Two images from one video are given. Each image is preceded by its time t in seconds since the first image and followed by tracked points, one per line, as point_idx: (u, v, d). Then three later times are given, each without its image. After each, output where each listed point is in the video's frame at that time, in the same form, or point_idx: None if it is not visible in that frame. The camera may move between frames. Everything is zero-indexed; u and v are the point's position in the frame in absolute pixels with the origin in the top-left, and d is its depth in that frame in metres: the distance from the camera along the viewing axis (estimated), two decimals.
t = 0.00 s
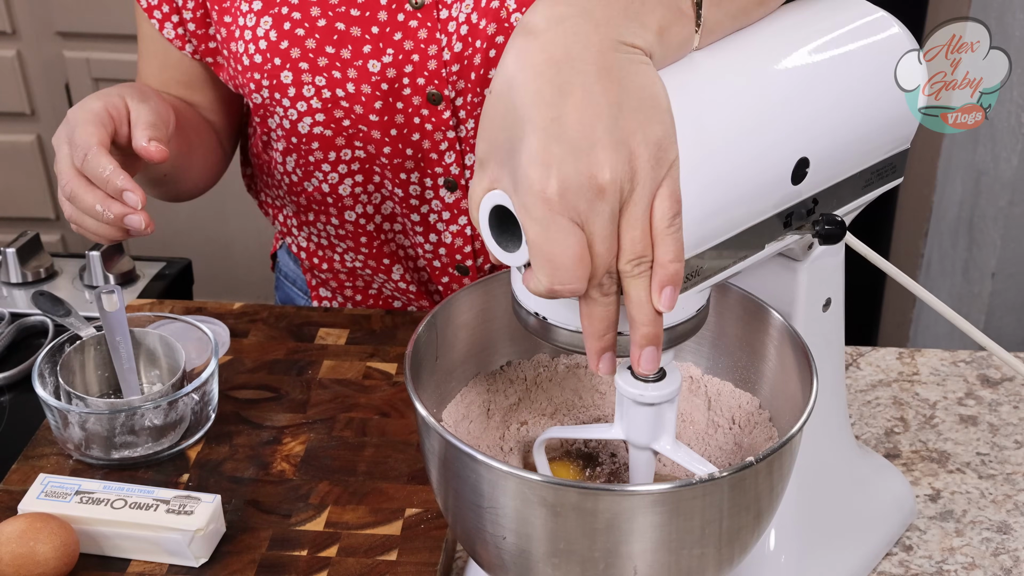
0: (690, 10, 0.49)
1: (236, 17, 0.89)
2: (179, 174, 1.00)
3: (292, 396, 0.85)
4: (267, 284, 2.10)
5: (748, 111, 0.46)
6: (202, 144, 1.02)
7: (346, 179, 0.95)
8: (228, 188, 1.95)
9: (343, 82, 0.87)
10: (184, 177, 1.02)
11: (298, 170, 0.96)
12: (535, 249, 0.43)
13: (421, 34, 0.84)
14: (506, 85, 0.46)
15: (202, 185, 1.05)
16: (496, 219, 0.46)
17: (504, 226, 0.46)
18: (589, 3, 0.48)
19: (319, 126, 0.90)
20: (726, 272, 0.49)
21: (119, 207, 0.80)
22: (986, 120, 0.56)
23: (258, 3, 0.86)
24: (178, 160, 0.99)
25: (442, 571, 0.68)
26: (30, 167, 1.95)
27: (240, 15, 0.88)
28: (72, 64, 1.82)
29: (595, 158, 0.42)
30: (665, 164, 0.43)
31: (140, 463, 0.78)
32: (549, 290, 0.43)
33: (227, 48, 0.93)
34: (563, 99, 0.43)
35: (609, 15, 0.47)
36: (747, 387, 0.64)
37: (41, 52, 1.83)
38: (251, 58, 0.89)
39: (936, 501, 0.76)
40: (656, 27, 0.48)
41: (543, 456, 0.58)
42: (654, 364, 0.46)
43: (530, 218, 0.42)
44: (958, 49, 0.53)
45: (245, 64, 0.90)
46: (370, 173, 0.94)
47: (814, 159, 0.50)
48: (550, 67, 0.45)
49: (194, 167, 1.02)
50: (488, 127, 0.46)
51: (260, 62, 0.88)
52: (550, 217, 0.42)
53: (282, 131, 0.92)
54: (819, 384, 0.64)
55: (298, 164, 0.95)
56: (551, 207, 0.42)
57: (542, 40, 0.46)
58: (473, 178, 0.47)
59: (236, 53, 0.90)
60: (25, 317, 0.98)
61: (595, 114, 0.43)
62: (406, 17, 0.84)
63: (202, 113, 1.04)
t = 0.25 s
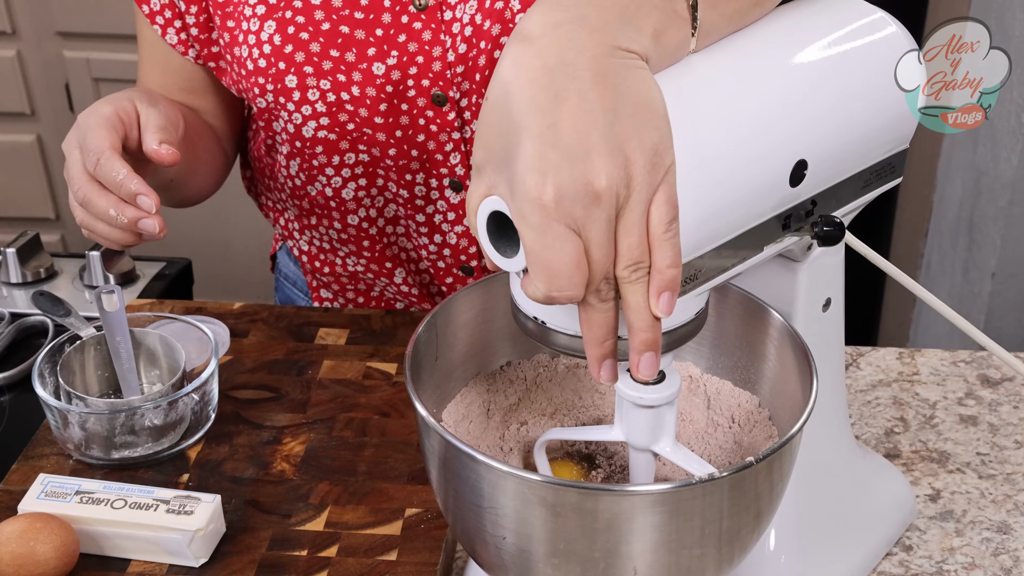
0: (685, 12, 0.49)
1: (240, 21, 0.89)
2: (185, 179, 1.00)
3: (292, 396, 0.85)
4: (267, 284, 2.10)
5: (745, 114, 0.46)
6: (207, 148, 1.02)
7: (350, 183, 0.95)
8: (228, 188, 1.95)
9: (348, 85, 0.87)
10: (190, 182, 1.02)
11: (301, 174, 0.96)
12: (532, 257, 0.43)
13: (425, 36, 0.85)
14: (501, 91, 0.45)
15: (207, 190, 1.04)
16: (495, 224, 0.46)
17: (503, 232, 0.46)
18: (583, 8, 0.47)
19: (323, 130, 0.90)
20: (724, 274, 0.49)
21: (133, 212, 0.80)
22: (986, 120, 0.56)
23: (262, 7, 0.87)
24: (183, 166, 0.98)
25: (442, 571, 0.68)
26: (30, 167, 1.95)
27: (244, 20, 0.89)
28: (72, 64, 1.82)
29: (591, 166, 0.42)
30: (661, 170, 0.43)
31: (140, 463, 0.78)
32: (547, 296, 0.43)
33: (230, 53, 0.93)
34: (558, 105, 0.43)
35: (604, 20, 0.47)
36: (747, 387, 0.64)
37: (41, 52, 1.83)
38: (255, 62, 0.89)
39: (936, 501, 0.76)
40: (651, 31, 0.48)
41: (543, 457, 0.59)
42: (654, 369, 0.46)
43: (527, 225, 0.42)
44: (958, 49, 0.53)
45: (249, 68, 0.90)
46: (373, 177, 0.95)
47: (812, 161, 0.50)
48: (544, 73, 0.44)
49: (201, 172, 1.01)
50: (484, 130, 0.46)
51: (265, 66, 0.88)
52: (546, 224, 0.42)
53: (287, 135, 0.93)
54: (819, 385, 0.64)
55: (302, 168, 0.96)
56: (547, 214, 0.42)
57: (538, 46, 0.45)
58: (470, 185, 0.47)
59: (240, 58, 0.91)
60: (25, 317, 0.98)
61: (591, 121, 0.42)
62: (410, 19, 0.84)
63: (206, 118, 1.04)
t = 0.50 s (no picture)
0: (683, 12, 0.49)
1: (243, 24, 0.89)
2: (190, 182, 0.99)
3: (292, 396, 0.85)
4: (267, 284, 2.10)
5: (743, 113, 0.45)
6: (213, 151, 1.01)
7: (351, 185, 0.95)
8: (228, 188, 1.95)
9: (350, 87, 0.87)
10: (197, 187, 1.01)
11: (303, 176, 0.96)
12: (531, 262, 0.43)
13: (426, 36, 0.85)
14: (498, 94, 0.45)
15: (212, 194, 1.04)
16: (494, 226, 0.46)
17: (502, 233, 0.46)
18: (580, 11, 0.47)
19: (325, 132, 0.90)
20: (723, 275, 0.49)
21: (137, 219, 0.80)
22: (986, 120, 0.55)
23: (264, 10, 0.87)
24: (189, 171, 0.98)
25: (442, 571, 0.68)
26: (30, 167, 1.95)
27: (246, 23, 0.89)
28: (72, 64, 1.82)
29: (587, 169, 0.42)
30: (658, 173, 0.43)
31: (140, 463, 0.78)
32: (548, 299, 0.43)
33: (233, 55, 0.93)
34: (554, 110, 0.43)
35: (600, 23, 0.47)
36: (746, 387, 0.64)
37: (41, 53, 1.83)
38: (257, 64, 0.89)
39: (936, 501, 0.76)
40: (648, 32, 0.48)
41: (544, 457, 0.59)
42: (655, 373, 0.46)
43: (524, 231, 0.42)
44: (958, 49, 0.53)
45: (252, 71, 0.90)
46: (375, 179, 0.94)
47: (811, 161, 0.50)
48: (540, 77, 0.44)
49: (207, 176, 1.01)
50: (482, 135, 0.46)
51: (267, 69, 0.88)
52: (544, 227, 0.42)
53: (289, 137, 0.93)
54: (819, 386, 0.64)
55: (303, 170, 0.95)
56: (545, 217, 0.42)
57: (534, 51, 0.45)
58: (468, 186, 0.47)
59: (242, 61, 0.91)
60: (25, 317, 0.98)
61: (586, 126, 0.42)
62: (411, 20, 0.85)
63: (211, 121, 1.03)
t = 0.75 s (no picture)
0: (680, 9, 0.50)
1: (250, 21, 0.90)
2: (203, 178, 0.99)
3: (292, 396, 0.85)
4: (267, 284, 2.10)
5: (740, 115, 0.45)
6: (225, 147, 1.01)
7: (355, 183, 0.95)
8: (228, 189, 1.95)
9: (355, 84, 0.88)
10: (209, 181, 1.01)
11: (307, 174, 0.97)
12: (535, 261, 0.42)
13: (432, 33, 0.85)
14: (495, 94, 0.45)
15: (224, 189, 1.04)
16: (495, 226, 0.45)
17: (502, 233, 0.45)
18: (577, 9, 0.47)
19: (330, 129, 0.91)
20: (723, 276, 0.49)
21: (152, 198, 0.80)
22: (986, 120, 0.56)
23: (271, 7, 0.87)
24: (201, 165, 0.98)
25: (442, 571, 0.68)
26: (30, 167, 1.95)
27: (253, 20, 0.89)
28: (72, 64, 1.82)
29: (584, 167, 0.42)
30: (655, 170, 0.43)
31: (140, 463, 0.78)
32: (555, 297, 0.42)
33: (240, 53, 0.93)
34: (552, 108, 0.43)
35: (598, 21, 0.47)
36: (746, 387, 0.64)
37: (41, 53, 1.83)
38: (264, 61, 0.89)
39: (936, 501, 0.76)
40: (645, 32, 0.48)
41: (544, 457, 0.59)
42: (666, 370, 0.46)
43: (525, 229, 0.42)
44: (958, 49, 0.53)
45: (259, 68, 0.90)
46: (379, 176, 0.95)
47: (811, 161, 0.50)
48: (539, 76, 0.44)
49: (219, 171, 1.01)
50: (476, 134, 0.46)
51: (274, 66, 0.89)
52: (546, 224, 0.42)
53: (294, 134, 0.93)
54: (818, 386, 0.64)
55: (308, 167, 0.96)
56: (545, 213, 0.42)
57: (532, 50, 0.45)
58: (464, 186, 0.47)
59: (249, 57, 0.91)
60: (25, 317, 0.98)
61: (585, 121, 0.43)
62: (417, 17, 0.85)
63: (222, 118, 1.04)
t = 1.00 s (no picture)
0: None
1: (265, 3, 0.91)
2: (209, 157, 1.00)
3: (291, 396, 0.85)
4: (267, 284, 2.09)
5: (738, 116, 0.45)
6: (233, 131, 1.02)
7: (367, 165, 0.96)
8: (228, 189, 1.95)
9: (368, 66, 0.90)
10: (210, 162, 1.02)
11: (319, 155, 0.98)
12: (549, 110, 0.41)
13: (447, 19, 0.87)
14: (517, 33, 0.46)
15: (230, 168, 1.05)
16: (495, 225, 0.44)
17: (502, 232, 0.44)
18: None
19: (342, 110, 0.93)
20: (724, 276, 0.49)
21: (111, 80, 0.74)
22: (986, 120, 0.56)
23: None
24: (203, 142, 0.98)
25: (442, 571, 0.68)
26: (30, 167, 1.95)
27: None
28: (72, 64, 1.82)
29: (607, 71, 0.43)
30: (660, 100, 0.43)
31: (140, 463, 0.78)
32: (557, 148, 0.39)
33: (254, 32, 0.95)
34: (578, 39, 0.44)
35: None
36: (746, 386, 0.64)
37: (41, 53, 1.82)
38: (278, 40, 0.91)
39: (936, 501, 0.76)
40: None
41: (544, 457, 0.59)
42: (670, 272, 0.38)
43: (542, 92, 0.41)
44: (958, 49, 0.53)
45: (271, 46, 0.92)
46: (391, 159, 0.96)
47: (811, 161, 0.50)
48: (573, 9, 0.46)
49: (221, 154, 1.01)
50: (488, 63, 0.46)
51: (287, 44, 0.90)
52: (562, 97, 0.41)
53: (305, 114, 0.95)
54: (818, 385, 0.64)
55: (320, 149, 0.97)
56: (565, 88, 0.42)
57: None
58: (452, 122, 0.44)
59: (262, 36, 0.93)
60: (24, 317, 0.98)
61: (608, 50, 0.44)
62: (432, 3, 0.86)
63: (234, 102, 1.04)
